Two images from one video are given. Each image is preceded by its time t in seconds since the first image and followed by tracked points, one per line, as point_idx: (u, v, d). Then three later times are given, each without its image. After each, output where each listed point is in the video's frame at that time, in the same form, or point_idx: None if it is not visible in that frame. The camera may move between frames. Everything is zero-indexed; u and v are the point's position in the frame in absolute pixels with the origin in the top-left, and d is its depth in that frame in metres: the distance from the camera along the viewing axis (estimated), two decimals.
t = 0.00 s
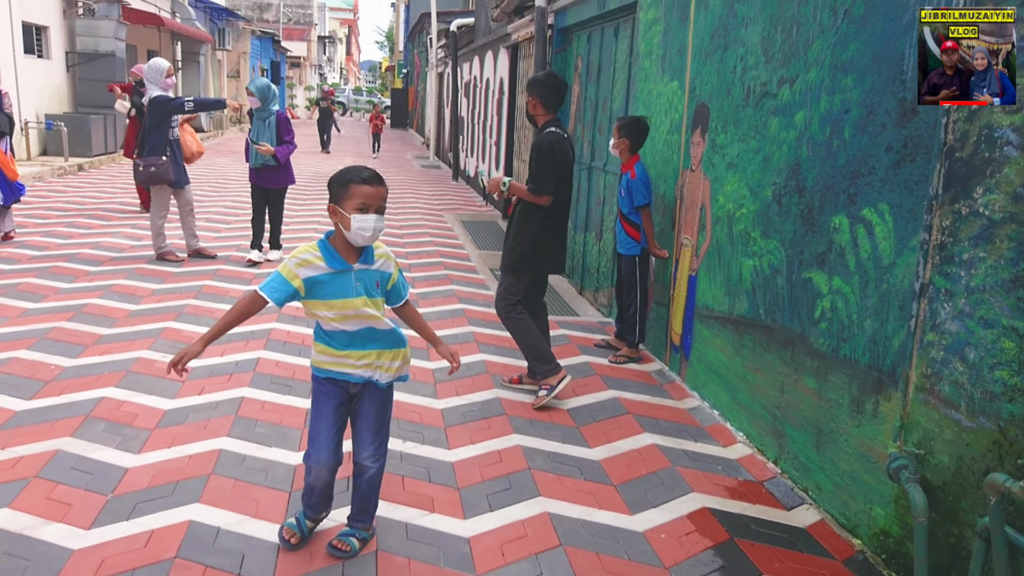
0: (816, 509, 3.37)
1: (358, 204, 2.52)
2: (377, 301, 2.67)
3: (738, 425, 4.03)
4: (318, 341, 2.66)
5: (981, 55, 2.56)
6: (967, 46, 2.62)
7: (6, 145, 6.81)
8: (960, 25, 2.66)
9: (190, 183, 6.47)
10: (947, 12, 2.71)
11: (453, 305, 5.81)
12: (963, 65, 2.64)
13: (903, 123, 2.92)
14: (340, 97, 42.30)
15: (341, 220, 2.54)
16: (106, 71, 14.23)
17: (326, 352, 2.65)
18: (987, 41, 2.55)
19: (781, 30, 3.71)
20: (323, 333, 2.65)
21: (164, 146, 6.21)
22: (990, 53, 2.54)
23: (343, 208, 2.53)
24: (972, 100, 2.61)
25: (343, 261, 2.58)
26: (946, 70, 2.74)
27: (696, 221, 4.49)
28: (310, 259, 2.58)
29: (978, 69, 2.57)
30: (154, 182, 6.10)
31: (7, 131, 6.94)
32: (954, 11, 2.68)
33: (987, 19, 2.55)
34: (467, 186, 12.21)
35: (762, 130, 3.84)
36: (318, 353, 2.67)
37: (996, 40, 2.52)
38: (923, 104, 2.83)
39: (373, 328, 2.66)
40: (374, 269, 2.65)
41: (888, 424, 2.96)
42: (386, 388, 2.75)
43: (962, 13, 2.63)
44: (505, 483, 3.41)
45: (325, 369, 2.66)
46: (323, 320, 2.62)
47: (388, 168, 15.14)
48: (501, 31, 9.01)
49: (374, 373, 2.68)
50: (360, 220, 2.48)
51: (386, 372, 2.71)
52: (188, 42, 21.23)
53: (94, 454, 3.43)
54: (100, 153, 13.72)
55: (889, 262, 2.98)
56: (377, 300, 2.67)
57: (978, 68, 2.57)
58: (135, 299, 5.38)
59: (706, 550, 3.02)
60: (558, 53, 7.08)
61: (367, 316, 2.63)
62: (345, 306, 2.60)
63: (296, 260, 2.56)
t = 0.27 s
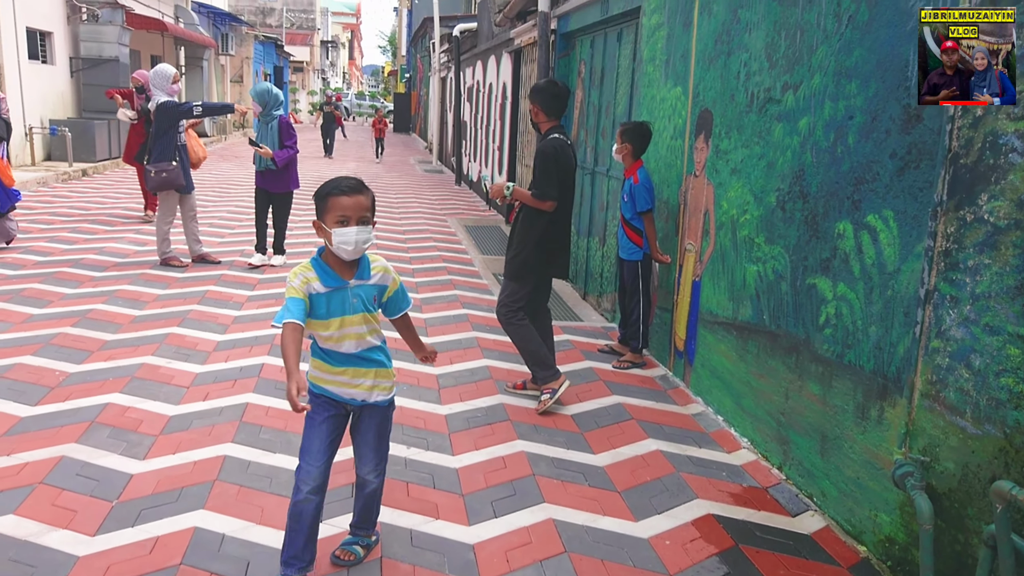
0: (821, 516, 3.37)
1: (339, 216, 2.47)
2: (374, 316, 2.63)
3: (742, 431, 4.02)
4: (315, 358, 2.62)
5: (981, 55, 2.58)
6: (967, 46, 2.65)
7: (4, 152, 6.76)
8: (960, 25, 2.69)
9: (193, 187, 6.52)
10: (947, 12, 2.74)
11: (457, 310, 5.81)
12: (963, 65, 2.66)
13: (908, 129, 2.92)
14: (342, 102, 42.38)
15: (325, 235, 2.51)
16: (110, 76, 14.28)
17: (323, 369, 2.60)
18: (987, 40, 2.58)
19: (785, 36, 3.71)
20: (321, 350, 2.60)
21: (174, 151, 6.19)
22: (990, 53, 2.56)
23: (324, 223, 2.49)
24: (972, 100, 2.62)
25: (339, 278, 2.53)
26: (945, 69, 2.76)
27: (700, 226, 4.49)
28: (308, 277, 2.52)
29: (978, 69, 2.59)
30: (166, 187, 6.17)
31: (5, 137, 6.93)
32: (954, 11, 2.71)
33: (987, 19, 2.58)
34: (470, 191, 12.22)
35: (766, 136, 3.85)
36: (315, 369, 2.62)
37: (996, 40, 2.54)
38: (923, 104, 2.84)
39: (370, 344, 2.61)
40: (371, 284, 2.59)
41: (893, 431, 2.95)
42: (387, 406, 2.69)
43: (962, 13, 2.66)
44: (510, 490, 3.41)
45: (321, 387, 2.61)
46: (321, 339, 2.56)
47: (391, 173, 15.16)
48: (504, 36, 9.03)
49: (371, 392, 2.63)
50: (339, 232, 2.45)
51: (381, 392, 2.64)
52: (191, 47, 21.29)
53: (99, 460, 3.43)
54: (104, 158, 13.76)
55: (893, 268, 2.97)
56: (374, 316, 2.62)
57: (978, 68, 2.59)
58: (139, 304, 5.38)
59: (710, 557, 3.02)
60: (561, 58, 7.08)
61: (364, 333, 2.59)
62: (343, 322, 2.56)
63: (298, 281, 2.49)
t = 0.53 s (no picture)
0: (828, 523, 3.36)
1: (318, 237, 2.35)
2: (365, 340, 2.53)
3: (748, 437, 4.02)
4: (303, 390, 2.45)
5: (981, 55, 2.60)
6: (967, 46, 2.66)
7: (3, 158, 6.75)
8: (960, 25, 2.71)
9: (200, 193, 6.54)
10: (947, 12, 2.76)
11: (462, 315, 5.81)
12: (963, 65, 2.67)
13: (913, 136, 2.92)
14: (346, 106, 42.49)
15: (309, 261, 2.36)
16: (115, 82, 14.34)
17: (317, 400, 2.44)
18: (987, 41, 2.59)
19: (790, 43, 3.72)
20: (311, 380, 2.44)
21: (187, 157, 6.23)
22: (990, 53, 2.57)
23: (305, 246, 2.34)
24: (972, 100, 2.65)
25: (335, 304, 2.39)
26: (945, 70, 2.78)
27: (705, 232, 4.49)
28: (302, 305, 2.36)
29: (978, 69, 2.61)
30: (181, 193, 6.22)
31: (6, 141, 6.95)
32: (954, 11, 2.72)
33: (986, 19, 2.59)
34: (474, 195, 12.22)
35: (771, 142, 3.85)
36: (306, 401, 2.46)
37: (996, 40, 2.55)
38: (923, 104, 2.87)
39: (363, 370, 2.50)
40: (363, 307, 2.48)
41: (899, 438, 2.95)
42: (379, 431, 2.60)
43: (962, 13, 2.67)
44: (516, 496, 3.41)
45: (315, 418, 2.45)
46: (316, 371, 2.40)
47: (395, 178, 15.18)
48: (508, 41, 9.06)
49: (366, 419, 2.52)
50: (321, 253, 2.30)
51: (375, 418, 2.54)
52: (197, 53, 21.36)
53: (106, 465, 3.44)
54: (110, 163, 13.81)
55: (900, 274, 2.97)
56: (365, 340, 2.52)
57: (978, 68, 2.60)
58: (146, 310, 5.40)
59: (717, 564, 3.01)
60: (566, 64, 7.09)
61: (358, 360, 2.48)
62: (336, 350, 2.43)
63: (296, 313, 2.31)
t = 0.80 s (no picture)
0: (836, 532, 3.35)
1: (305, 241, 2.22)
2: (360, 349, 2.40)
3: (756, 445, 4.01)
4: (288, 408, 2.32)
5: (981, 55, 2.64)
6: (967, 46, 2.71)
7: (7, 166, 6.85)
8: (959, 25, 2.76)
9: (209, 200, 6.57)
10: (947, 12, 2.82)
11: (469, 322, 5.82)
12: (963, 65, 2.72)
13: (922, 145, 2.92)
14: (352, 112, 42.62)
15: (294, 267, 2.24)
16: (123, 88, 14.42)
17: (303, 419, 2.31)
18: (987, 40, 2.63)
19: (797, 51, 3.73)
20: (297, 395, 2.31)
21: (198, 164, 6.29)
22: (989, 53, 2.62)
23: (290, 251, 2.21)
24: (972, 100, 2.69)
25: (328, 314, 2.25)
26: (946, 70, 2.83)
27: (712, 240, 4.49)
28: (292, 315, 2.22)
29: (978, 69, 2.65)
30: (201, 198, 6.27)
31: (8, 150, 6.99)
32: (954, 11, 2.78)
33: (987, 20, 2.64)
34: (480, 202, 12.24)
35: (778, 149, 3.85)
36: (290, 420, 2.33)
37: (996, 40, 2.60)
38: (923, 104, 2.91)
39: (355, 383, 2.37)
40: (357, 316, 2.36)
41: (908, 447, 2.94)
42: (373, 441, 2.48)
43: (962, 14, 2.72)
44: (523, 504, 3.41)
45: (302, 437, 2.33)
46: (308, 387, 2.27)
47: (401, 183, 15.21)
48: (515, 48, 9.08)
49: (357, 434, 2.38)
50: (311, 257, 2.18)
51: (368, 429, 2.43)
52: (204, 59, 21.46)
53: (115, 472, 3.45)
54: (118, 168, 13.88)
55: (908, 283, 2.97)
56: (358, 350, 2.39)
57: (978, 68, 2.65)
58: (153, 315, 5.42)
59: (725, 573, 3.01)
60: (572, 71, 7.11)
61: (351, 372, 2.35)
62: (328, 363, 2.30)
63: (285, 323, 2.18)
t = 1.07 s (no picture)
0: (841, 539, 3.35)
1: (299, 240, 2.15)
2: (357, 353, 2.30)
3: (761, 451, 4.00)
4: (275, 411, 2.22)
5: (981, 55, 2.67)
6: (967, 46, 2.74)
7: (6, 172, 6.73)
8: (960, 25, 2.78)
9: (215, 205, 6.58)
10: (946, 12, 2.84)
11: (473, 327, 5.82)
12: (963, 65, 2.74)
13: (927, 152, 2.92)
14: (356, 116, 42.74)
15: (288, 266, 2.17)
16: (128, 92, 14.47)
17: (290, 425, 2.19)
18: (988, 40, 2.67)
19: (802, 58, 3.73)
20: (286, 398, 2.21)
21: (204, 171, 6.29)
22: (990, 53, 2.65)
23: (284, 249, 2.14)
24: (972, 100, 2.71)
25: (326, 314, 2.16)
26: (945, 70, 2.86)
27: (717, 246, 4.49)
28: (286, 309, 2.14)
29: (978, 69, 2.67)
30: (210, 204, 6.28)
31: (8, 156, 6.99)
32: (954, 11, 2.80)
33: (987, 20, 2.67)
34: (484, 206, 12.24)
35: (783, 156, 3.85)
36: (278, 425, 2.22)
37: (996, 40, 2.63)
38: (923, 104, 2.93)
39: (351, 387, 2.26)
40: (357, 316, 2.26)
41: (914, 454, 2.94)
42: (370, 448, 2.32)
43: (962, 14, 2.75)
44: (528, 510, 3.41)
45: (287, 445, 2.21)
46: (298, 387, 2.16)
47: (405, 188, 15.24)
48: (518, 53, 9.10)
49: (353, 442, 2.26)
50: (304, 257, 2.11)
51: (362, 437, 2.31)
52: (209, 64, 21.53)
53: (121, 477, 3.46)
54: (122, 173, 13.92)
55: (914, 290, 2.96)
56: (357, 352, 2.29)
57: (977, 68, 2.68)
58: (158, 320, 5.43)
59: None
60: (576, 76, 7.12)
61: (349, 375, 2.25)
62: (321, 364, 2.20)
63: (279, 321, 2.09)
